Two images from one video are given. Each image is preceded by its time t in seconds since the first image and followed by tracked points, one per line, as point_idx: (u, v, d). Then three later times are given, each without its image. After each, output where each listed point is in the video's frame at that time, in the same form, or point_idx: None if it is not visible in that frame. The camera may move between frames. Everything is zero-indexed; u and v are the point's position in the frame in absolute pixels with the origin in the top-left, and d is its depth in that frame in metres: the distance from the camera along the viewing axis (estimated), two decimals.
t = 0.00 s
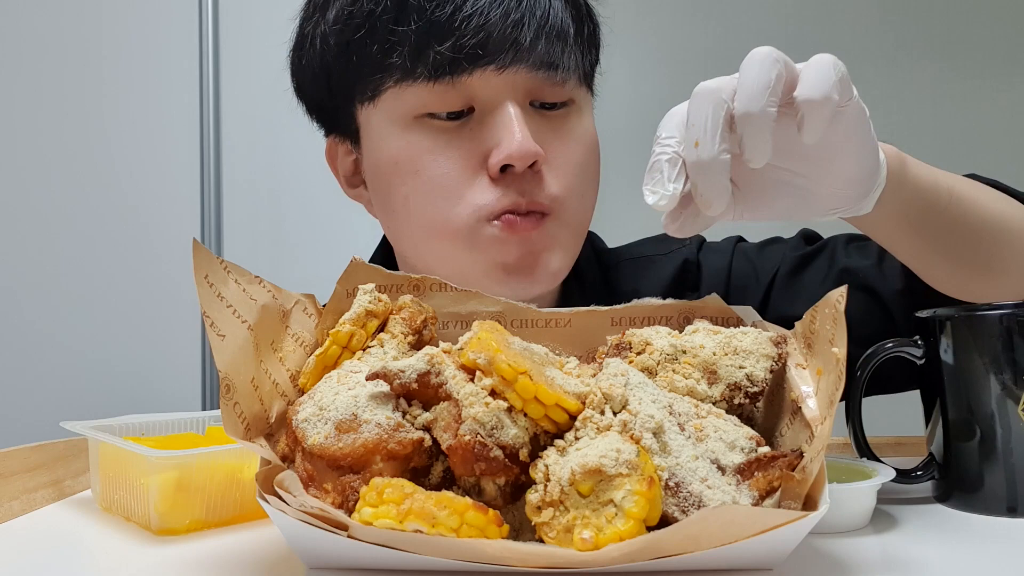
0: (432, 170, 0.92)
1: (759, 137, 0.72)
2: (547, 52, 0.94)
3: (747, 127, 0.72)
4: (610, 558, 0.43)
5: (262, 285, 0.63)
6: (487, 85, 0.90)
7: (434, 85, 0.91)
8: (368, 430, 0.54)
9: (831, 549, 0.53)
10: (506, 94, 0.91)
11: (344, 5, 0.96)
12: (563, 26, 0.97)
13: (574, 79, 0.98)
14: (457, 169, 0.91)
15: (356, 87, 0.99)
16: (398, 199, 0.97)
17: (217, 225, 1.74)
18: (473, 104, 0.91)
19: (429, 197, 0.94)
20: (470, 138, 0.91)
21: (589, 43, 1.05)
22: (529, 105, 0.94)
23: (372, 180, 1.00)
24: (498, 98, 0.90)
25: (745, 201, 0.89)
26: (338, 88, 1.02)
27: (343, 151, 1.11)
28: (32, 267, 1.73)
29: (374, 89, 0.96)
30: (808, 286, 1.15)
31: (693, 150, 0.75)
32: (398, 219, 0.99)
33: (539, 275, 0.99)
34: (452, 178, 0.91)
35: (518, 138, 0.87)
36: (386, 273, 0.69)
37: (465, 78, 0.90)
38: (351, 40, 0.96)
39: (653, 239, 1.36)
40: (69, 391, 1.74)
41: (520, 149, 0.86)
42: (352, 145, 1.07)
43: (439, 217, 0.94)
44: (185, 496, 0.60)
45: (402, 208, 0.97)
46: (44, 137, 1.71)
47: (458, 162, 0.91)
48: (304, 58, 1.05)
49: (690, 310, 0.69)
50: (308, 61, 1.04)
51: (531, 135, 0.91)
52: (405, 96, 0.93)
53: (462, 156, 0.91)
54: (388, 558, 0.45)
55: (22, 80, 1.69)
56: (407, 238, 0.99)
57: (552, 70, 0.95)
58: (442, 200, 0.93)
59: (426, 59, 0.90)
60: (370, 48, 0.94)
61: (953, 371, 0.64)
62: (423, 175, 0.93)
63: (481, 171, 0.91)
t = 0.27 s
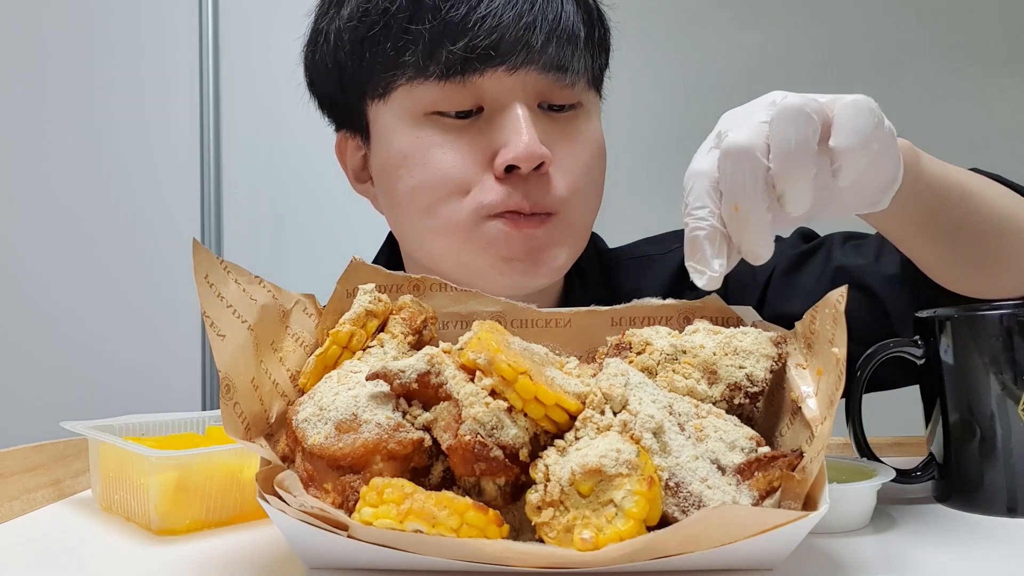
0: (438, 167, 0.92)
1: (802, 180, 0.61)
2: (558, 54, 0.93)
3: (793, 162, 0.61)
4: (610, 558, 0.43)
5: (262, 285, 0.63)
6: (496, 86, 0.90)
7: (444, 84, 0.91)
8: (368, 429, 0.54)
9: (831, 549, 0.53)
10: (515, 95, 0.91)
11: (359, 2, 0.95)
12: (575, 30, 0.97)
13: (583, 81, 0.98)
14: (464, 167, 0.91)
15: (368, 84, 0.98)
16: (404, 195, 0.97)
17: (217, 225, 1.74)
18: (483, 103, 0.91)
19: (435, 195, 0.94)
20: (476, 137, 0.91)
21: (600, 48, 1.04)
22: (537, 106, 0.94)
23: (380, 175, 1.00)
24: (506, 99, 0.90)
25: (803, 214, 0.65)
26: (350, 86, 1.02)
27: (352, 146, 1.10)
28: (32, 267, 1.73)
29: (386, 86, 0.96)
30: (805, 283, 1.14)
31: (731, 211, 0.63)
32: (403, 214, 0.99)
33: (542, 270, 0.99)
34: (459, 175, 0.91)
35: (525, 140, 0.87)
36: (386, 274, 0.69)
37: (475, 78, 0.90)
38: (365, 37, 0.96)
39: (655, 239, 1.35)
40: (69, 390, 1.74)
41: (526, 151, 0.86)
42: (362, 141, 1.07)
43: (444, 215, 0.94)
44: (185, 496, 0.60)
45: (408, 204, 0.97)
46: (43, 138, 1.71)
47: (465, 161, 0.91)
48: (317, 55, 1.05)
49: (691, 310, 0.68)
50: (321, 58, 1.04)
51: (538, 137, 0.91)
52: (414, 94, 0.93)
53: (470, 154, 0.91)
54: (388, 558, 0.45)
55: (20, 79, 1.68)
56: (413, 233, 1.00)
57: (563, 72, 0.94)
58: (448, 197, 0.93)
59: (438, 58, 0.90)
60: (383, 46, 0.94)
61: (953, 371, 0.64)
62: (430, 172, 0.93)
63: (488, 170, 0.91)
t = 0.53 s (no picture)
0: (442, 167, 0.92)
1: (731, 233, 0.67)
2: (560, 51, 0.93)
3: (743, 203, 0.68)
4: (610, 558, 0.43)
5: (262, 285, 0.63)
6: (498, 87, 0.90)
7: (446, 85, 0.91)
8: (368, 430, 0.54)
9: (831, 550, 0.53)
10: (516, 96, 0.91)
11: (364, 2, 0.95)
12: (577, 27, 0.96)
13: (585, 78, 0.98)
14: (467, 167, 0.91)
15: (371, 83, 0.99)
16: (407, 195, 0.97)
17: (217, 225, 1.74)
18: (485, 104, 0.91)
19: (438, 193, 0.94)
20: (479, 138, 0.92)
21: (603, 47, 1.04)
22: (538, 106, 0.94)
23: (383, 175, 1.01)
24: (508, 99, 0.91)
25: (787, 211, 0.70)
26: (355, 85, 1.02)
27: (357, 148, 1.11)
28: (32, 268, 1.73)
29: (389, 85, 0.96)
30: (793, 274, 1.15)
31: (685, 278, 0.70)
32: (407, 213, 0.99)
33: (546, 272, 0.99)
34: (461, 176, 0.92)
35: (526, 140, 0.87)
36: (386, 274, 0.69)
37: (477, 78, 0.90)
38: (369, 37, 0.96)
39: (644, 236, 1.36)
40: (68, 390, 1.74)
41: (527, 151, 0.86)
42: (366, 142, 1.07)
43: (448, 214, 0.95)
44: (185, 496, 0.60)
45: (411, 202, 0.97)
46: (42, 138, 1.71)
47: (468, 161, 0.91)
48: (321, 56, 1.05)
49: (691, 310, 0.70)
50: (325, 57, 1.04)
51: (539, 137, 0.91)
52: (417, 95, 0.93)
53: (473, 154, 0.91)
54: (387, 558, 0.45)
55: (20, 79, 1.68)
56: (417, 232, 1.00)
57: (564, 70, 0.94)
58: (451, 197, 0.93)
59: (441, 57, 0.90)
60: (387, 45, 0.94)
61: (953, 371, 0.64)
62: (434, 172, 0.93)
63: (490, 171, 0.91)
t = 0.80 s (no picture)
0: (425, 171, 0.93)
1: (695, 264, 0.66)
2: (542, 56, 0.92)
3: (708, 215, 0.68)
4: (610, 558, 0.43)
5: (262, 285, 0.63)
6: (481, 93, 0.90)
7: (429, 90, 0.91)
8: (368, 430, 0.54)
9: (832, 550, 0.53)
10: (501, 103, 0.90)
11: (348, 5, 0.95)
12: (561, 30, 0.95)
13: (569, 81, 0.96)
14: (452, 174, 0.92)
15: (357, 88, 0.99)
16: (393, 197, 0.98)
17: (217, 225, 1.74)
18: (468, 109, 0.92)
19: (422, 197, 0.95)
20: (463, 145, 0.92)
21: (591, 45, 1.03)
22: (523, 111, 0.93)
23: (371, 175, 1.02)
24: (493, 106, 0.90)
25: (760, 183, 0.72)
26: (342, 89, 1.02)
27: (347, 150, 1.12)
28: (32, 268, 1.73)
29: (375, 91, 0.96)
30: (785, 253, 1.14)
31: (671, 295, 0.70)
32: (394, 214, 1.00)
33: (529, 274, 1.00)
34: (446, 181, 0.92)
35: (508, 147, 0.87)
36: (386, 273, 0.69)
37: (460, 84, 0.90)
38: (354, 43, 0.96)
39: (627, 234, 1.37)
40: (68, 390, 1.74)
41: (510, 157, 0.86)
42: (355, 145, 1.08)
43: (434, 221, 0.96)
44: (185, 496, 0.60)
45: (397, 205, 0.98)
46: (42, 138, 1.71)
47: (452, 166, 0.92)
48: (309, 62, 1.05)
49: (690, 311, 0.70)
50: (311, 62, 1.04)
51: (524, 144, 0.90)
52: (403, 100, 0.93)
53: (457, 160, 0.92)
54: (388, 559, 0.45)
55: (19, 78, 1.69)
56: (402, 234, 1.01)
57: (547, 75, 0.93)
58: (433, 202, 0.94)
59: (423, 63, 0.90)
60: (370, 51, 0.94)
61: (953, 370, 0.64)
62: (418, 175, 0.94)
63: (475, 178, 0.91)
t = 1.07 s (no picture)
0: (461, 121, 0.92)
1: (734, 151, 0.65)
2: (574, 27, 0.96)
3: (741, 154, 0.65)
4: (611, 559, 0.43)
5: (266, 286, 0.63)
6: (517, 51, 0.92)
7: (465, 48, 0.94)
8: (371, 430, 0.54)
9: (833, 552, 0.53)
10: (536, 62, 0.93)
11: None
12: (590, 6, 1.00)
13: (596, 54, 1.01)
14: (487, 127, 0.90)
15: (394, 58, 1.02)
16: (429, 161, 0.96)
17: (221, 227, 1.74)
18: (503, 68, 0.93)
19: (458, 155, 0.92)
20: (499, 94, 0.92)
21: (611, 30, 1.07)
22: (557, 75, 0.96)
23: (406, 152, 1.01)
24: (528, 63, 0.92)
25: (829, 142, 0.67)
26: (377, 64, 1.05)
27: (376, 139, 1.13)
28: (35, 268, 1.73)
29: (411, 60, 1.00)
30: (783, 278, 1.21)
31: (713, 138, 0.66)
32: (429, 182, 0.98)
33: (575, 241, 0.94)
34: (481, 135, 0.90)
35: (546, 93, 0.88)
36: (389, 275, 0.69)
37: (495, 43, 0.93)
38: (392, 23, 1.02)
39: (623, 231, 1.38)
40: (71, 391, 1.74)
41: (550, 104, 0.86)
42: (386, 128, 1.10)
43: (468, 180, 0.93)
44: (188, 496, 0.60)
45: (433, 171, 0.96)
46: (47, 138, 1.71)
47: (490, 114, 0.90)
48: (353, 48, 1.11)
49: (694, 314, 0.67)
50: (356, 50, 1.10)
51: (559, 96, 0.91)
52: (440, 61, 0.96)
53: (493, 115, 0.90)
54: (390, 559, 0.45)
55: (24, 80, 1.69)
56: (439, 197, 0.98)
57: (578, 43, 0.97)
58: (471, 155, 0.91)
59: (462, 21, 0.93)
60: (409, 19, 0.99)
61: (955, 374, 0.64)
62: (454, 130, 0.92)
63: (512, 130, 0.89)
